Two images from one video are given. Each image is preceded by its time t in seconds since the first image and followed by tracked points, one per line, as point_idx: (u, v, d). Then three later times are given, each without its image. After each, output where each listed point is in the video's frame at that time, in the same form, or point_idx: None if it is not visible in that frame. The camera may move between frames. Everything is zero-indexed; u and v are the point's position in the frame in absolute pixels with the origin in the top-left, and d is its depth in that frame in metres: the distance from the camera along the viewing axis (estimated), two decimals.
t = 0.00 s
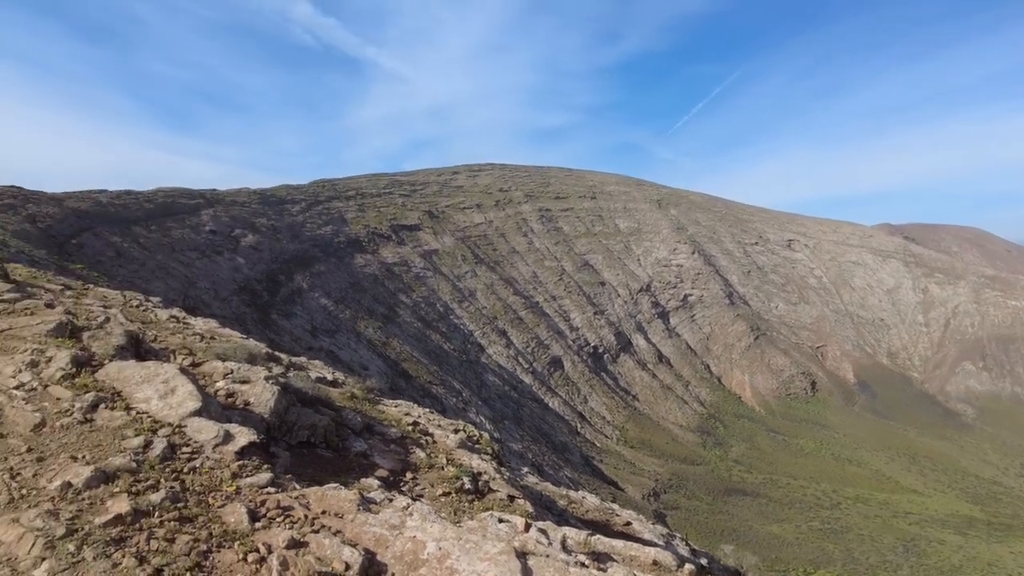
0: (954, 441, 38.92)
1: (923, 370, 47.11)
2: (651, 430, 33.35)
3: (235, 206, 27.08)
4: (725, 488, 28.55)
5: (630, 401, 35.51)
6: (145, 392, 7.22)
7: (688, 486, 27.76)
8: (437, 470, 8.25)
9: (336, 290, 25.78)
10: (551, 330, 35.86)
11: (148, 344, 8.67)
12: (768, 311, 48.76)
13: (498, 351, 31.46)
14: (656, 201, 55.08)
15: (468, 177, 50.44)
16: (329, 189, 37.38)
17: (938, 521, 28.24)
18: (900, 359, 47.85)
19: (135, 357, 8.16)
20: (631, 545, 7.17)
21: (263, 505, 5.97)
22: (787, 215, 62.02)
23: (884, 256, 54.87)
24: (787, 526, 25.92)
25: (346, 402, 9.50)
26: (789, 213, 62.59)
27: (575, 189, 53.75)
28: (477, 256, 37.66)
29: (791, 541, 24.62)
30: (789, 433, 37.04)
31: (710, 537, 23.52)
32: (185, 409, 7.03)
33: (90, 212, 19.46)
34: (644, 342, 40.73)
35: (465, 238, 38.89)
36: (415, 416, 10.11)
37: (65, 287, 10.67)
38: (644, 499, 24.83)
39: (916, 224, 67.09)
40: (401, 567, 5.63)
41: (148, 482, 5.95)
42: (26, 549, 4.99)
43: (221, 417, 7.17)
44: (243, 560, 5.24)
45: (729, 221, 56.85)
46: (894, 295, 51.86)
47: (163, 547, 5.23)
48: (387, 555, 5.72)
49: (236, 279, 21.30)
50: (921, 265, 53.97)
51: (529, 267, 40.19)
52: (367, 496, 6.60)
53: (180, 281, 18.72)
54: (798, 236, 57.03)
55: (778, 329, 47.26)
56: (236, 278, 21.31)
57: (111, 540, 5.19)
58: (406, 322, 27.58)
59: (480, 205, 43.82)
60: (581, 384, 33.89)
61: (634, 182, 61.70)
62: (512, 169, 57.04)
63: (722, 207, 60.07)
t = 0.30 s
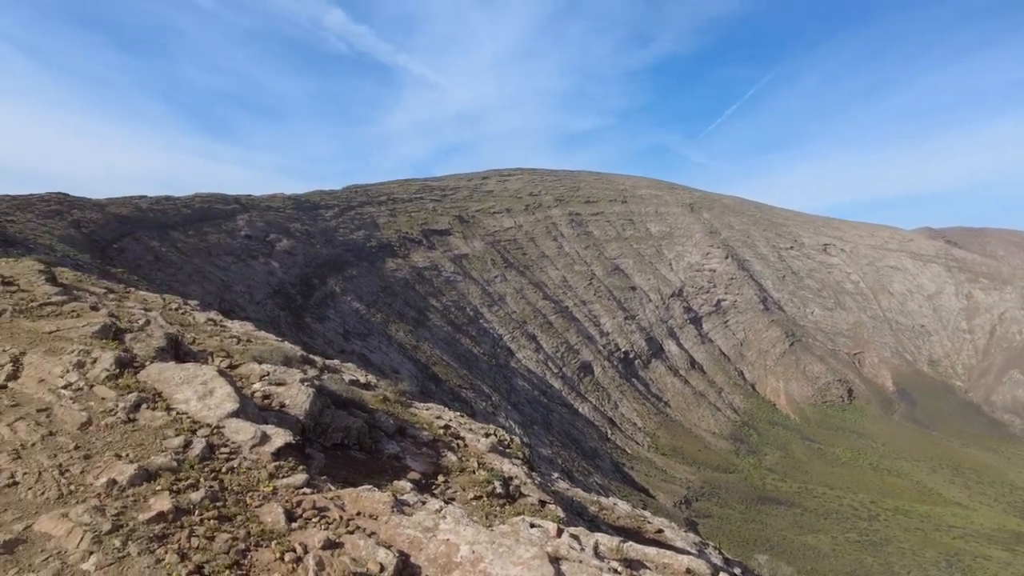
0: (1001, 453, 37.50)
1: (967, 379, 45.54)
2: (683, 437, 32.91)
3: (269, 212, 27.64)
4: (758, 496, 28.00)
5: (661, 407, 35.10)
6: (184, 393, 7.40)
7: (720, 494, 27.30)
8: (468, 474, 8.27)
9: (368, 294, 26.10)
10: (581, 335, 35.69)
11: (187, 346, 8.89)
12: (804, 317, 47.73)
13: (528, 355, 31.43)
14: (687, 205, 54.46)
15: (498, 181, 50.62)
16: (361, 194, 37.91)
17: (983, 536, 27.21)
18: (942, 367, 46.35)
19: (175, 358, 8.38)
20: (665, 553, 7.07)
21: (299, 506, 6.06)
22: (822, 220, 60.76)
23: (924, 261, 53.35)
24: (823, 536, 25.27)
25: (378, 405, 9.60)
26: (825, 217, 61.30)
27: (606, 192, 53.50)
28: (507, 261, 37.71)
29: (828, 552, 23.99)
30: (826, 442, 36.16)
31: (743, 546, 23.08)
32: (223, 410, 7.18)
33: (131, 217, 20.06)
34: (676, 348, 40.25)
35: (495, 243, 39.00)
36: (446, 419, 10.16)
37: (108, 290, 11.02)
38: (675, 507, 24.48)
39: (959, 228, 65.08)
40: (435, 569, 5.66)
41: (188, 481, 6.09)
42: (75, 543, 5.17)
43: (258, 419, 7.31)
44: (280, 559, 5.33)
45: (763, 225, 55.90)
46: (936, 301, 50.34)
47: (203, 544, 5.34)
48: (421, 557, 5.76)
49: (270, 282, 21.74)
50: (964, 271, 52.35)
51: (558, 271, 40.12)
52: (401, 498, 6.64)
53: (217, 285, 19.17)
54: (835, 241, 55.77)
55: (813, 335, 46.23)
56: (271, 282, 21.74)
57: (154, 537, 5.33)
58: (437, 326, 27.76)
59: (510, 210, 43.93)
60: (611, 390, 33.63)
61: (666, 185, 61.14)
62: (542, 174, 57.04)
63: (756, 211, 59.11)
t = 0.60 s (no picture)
0: None
1: (1012, 388, 43.96)
2: (714, 444, 32.43)
3: (302, 217, 28.15)
4: (792, 505, 27.43)
5: (692, 413, 34.67)
6: (221, 395, 7.57)
7: (752, 503, 26.81)
8: (498, 478, 8.28)
9: (398, 297, 26.35)
10: (610, 339, 35.48)
11: (223, 349, 9.08)
12: (839, 322, 46.69)
13: (556, 360, 31.36)
14: (719, 208, 53.79)
15: (527, 186, 50.71)
16: (392, 199, 38.34)
17: None
18: (985, 375, 44.83)
19: (212, 360, 8.57)
20: (698, 561, 6.98)
21: (334, 507, 6.14)
22: (858, 223, 59.46)
23: (966, 266, 51.89)
24: (859, 548, 24.61)
25: (409, 407, 9.68)
26: (861, 221, 59.98)
27: (635, 196, 53.18)
28: (535, 265, 37.72)
29: (864, 564, 23.34)
30: (862, 451, 35.27)
31: (776, 556, 22.60)
32: (259, 411, 7.32)
33: (168, 222, 20.61)
34: (707, 354, 39.72)
35: (523, 247, 39.05)
36: (476, 423, 10.19)
37: (147, 293, 11.33)
38: (706, 514, 24.11)
39: (1003, 232, 63.09)
40: (467, 572, 5.68)
41: (226, 480, 6.22)
42: (119, 539, 5.32)
43: (293, 420, 7.42)
44: (316, 559, 5.41)
45: (797, 228, 54.92)
46: (978, 306, 48.80)
47: (241, 543, 5.45)
48: (453, 560, 5.78)
49: (302, 286, 22.11)
50: (1009, 276, 50.71)
51: (587, 275, 39.98)
52: (433, 501, 6.68)
53: (250, 288, 19.57)
54: (871, 245, 54.52)
55: (849, 341, 45.19)
56: (303, 285, 22.12)
57: (194, 535, 5.45)
58: (465, 330, 27.88)
59: (538, 214, 43.96)
60: (641, 396, 33.33)
61: (697, 188, 60.51)
62: (571, 178, 56.98)
63: (789, 214, 58.11)
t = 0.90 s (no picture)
0: None
1: None
2: (745, 452, 31.91)
3: (333, 221, 28.58)
4: (825, 515, 26.83)
5: (723, 420, 34.18)
6: (257, 397, 7.72)
7: (784, 512, 26.29)
8: (528, 483, 8.28)
9: (427, 301, 26.56)
10: (639, 344, 35.20)
11: (258, 351, 9.26)
12: (875, 328, 45.60)
13: (584, 365, 31.23)
14: (751, 212, 53.04)
15: (555, 190, 50.70)
16: (421, 204, 38.69)
17: None
18: None
19: (247, 362, 8.75)
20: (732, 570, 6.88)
21: (368, 509, 6.22)
22: (895, 227, 58.07)
23: (1009, 270, 50.30)
24: (896, 560, 23.94)
25: (440, 411, 9.74)
26: (898, 225, 58.60)
27: (665, 200, 52.75)
28: (563, 269, 37.65)
29: None
30: (899, 460, 34.34)
31: (809, 567, 22.11)
32: (294, 413, 7.44)
33: (203, 227, 21.10)
34: (739, 359, 39.13)
35: (551, 251, 39.01)
36: (506, 427, 10.21)
37: (184, 297, 11.62)
38: (736, 523, 23.71)
39: None
40: None
41: (263, 481, 6.33)
42: (162, 536, 5.47)
43: (327, 423, 7.53)
44: (351, 560, 5.48)
45: (831, 232, 53.86)
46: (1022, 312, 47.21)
47: (278, 543, 5.54)
48: (487, 564, 5.80)
49: (333, 289, 22.44)
50: None
51: (616, 280, 39.75)
52: (465, 504, 6.71)
53: (282, 291, 19.92)
54: (908, 249, 53.19)
55: (885, 347, 44.08)
56: (334, 289, 22.44)
57: (233, 534, 5.57)
58: (493, 334, 27.96)
59: (566, 218, 43.89)
60: (671, 401, 32.99)
61: (727, 192, 59.77)
62: (599, 181, 56.78)
63: (823, 218, 57.03)
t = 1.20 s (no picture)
0: None
1: None
2: (781, 460, 31.27)
3: (366, 227, 28.98)
4: (866, 528, 26.09)
5: (758, 428, 33.56)
6: (297, 400, 7.86)
7: (822, 523, 25.65)
8: (563, 489, 8.26)
9: (458, 306, 26.72)
10: (672, 350, 34.82)
11: (297, 355, 9.43)
12: (918, 334, 44.29)
13: (616, 370, 31.01)
14: (787, 216, 52.09)
15: (586, 194, 50.56)
16: (452, 209, 38.99)
17: None
18: None
19: (287, 366, 8.91)
20: None
21: (407, 512, 6.28)
22: (938, 231, 56.40)
23: None
24: None
25: (474, 416, 9.78)
26: (941, 229, 56.89)
27: (699, 204, 52.15)
28: (595, 274, 37.49)
29: None
30: (944, 472, 33.21)
31: None
32: (333, 416, 7.56)
33: (240, 232, 21.59)
34: (775, 366, 38.41)
35: (583, 256, 38.87)
36: (540, 433, 10.21)
37: (225, 301, 11.90)
38: (772, 533, 23.21)
39: None
40: None
41: (304, 483, 6.44)
42: (207, 536, 5.61)
43: (365, 426, 7.63)
44: (391, 563, 5.55)
45: (870, 236, 52.58)
46: None
47: (320, 545, 5.63)
48: (525, 569, 5.80)
49: (367, 294, 22.75)
50: None
51: (648, 285, 39.43)
52: (502, 510, 6.73)
53: (317, 296, 20.27)
54: (952, 253, 51.59)
55: (929, 354, 42.75)
56: (367, 294, 22.76)
57: (276, 535, 5.68)
58: (524, 339, 27.98)
59: (598, 222, 43.70)
60: (705, 409, 32.52)
61: (762, 195, 58.82)
62: (631, 185, 56.42)
63: (862, 222, 55.69)
